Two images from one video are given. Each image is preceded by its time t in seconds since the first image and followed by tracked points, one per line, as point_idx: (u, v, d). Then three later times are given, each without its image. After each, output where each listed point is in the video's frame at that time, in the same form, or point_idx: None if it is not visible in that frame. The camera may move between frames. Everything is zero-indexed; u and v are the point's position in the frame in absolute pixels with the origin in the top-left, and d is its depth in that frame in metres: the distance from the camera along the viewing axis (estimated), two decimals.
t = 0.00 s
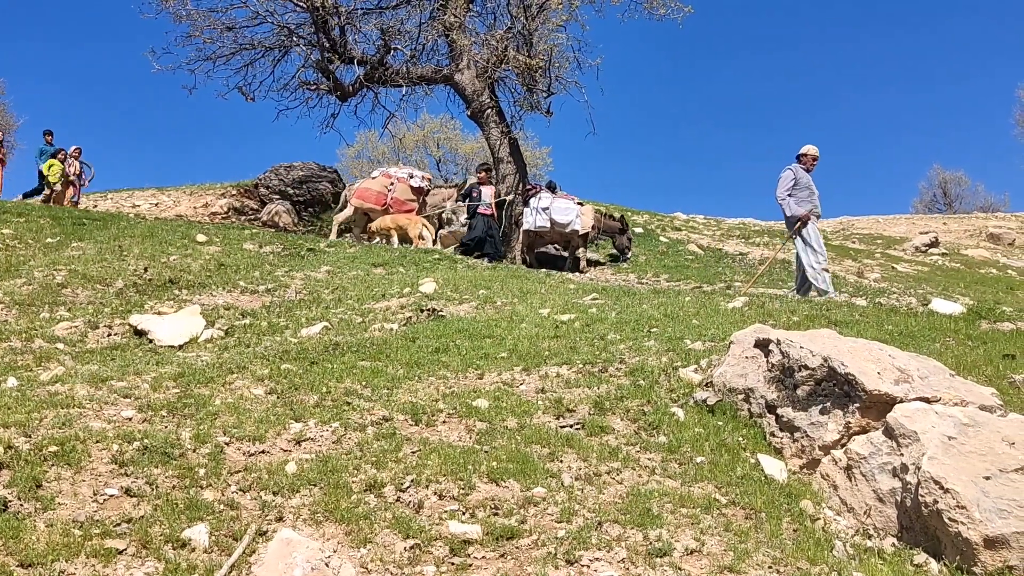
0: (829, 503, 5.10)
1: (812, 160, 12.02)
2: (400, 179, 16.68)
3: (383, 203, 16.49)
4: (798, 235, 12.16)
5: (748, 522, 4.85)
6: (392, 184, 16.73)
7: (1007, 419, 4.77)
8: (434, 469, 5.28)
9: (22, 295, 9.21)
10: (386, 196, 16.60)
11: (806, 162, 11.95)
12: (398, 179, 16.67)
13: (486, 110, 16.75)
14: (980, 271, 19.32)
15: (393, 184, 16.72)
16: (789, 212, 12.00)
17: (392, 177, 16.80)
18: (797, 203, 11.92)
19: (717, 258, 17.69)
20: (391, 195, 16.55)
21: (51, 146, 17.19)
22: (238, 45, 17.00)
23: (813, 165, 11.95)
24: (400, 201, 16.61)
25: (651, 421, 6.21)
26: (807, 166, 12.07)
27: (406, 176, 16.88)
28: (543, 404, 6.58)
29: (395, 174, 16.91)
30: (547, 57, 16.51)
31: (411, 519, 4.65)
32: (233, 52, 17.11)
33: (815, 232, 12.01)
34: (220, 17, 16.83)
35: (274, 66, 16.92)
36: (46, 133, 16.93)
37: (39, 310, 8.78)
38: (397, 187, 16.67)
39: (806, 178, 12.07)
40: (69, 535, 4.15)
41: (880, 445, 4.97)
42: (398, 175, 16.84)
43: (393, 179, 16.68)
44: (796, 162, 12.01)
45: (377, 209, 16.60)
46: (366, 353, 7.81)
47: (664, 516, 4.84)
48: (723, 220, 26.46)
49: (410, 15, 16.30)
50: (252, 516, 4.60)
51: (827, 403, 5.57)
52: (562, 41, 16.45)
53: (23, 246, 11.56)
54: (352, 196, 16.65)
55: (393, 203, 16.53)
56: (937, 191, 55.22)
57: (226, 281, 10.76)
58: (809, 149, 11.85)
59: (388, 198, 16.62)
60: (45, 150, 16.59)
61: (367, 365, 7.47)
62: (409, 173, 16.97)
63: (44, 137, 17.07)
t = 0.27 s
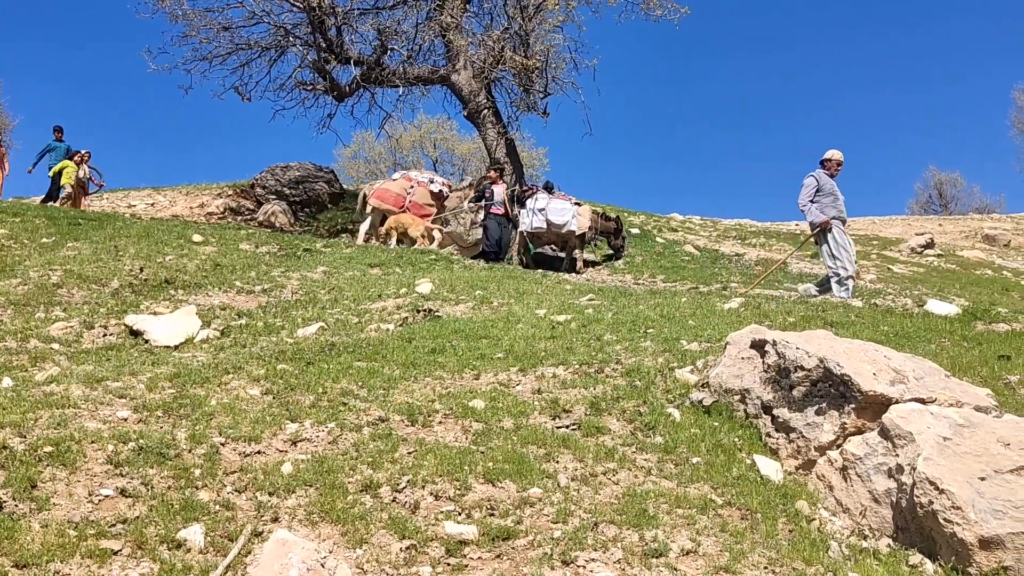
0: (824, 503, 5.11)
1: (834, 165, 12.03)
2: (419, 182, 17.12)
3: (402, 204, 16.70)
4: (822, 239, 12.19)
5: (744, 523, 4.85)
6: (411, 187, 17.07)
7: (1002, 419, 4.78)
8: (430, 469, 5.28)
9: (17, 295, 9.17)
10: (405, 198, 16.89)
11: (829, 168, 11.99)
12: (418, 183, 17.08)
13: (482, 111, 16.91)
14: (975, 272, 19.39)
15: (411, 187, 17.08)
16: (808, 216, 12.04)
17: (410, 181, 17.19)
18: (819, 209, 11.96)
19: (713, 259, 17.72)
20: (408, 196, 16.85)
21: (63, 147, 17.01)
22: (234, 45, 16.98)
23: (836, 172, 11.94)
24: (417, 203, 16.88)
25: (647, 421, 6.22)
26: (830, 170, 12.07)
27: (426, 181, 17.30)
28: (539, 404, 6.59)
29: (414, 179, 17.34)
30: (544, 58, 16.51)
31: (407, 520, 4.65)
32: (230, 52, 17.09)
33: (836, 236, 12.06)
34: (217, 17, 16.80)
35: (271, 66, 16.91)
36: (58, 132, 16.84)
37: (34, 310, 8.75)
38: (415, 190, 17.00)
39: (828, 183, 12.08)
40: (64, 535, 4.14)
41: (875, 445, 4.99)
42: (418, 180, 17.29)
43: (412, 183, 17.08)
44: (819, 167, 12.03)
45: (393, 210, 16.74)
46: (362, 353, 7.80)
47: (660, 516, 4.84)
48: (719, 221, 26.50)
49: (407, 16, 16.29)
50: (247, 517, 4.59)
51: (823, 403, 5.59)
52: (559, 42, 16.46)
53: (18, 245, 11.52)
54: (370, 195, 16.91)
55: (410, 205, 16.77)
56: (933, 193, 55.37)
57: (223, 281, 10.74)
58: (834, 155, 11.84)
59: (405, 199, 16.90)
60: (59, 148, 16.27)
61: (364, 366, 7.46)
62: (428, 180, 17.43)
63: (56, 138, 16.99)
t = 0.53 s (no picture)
0: (821, 504, 5.12)
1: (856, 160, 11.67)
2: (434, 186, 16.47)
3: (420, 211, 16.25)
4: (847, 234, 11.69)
5: (740, 523, 4.86)
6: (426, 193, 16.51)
7: (998, 420, 4.80)
8: (426, 470, 5.27)
9: (12, 295, 9.14)
10: (421, 205, 16.38)
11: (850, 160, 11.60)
12: (433, 187, 16.46)
13: (479, 112, 16.91)
14: (972, 273, 19.43)
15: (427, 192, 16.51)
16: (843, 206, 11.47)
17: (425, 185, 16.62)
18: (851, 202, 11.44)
19: (710, 259, 17.74)
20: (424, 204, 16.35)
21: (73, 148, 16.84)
22: (231, 45, 16.96)
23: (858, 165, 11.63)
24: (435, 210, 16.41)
25: (643, 422, 6.22)
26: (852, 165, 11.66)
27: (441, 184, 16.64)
28: (535, 404, 6.59)
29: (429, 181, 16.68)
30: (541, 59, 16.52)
31: (403, 520, 4.64)
32: (226, 52, 17.06)
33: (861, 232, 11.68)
34: (214, 17, 16.78)
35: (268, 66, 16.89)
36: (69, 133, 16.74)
37: (30, 310, 8.72)
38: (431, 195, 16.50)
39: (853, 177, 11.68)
40: (60, 536, 4.13)
41: (871, 446, 4.99)
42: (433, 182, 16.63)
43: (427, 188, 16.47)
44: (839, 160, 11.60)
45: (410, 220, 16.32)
46: (358, 354, 7.79)
47: (657, 517, 4.85)
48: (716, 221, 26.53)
49: (404, 16, 16.28)
50: (243, 517, 4.58)
51: (819, 404, 5.60)
52: (556, 42, 16.46)
53: (14, 245, 11.48)
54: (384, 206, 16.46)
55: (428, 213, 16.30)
56: (929, 195, 55.50)
57: (219, 281, 10.71)
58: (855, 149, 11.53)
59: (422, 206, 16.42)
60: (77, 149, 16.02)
61: (360, 366, 7.45)
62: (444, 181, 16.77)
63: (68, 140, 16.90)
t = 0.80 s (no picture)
0: (817, 504, 5.13)
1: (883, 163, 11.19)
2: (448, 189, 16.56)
3: (433, 213, 16.27)
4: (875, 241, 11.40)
5: (737, 524, 4.87)
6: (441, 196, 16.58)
7: (994, 420, 4.81)
8: (423, 471, 5.27)
9: (9, 295, 9.12)
10: (436, 208, 16.43)
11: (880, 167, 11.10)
12: (448, 191, 16.51)
13: (477, 112, 16.92)
14: (968, 274, 19.48)
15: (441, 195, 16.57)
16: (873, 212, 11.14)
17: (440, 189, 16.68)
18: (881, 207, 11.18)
19: (707, 260, 17.76)
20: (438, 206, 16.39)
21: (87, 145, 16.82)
22: (228, 45, 16.94)
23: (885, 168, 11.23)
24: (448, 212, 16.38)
25: (640, 422, 6.23)
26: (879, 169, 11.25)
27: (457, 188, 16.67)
28: (533, 405, 6.59)
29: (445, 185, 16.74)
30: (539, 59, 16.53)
31: (400, 521, 4.64)
32: (223, 52, 17.04)
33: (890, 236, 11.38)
34: (211, 17, 16.76)
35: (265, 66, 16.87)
36: (80, 129, 16.71)
37: (26, 310, 8.70)
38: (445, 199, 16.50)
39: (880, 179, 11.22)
40: (57, 536, 4.12)
41: (868, 446, 5.00)
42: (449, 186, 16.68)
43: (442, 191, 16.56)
44: (868, 166, 11.13)
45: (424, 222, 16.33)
46: (356, 354, 7.79)
47: (654, 517, 4.85)
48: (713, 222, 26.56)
49: (401, 16, 16.27)
50: (240, 518, 4.57)
51: (816, 405, 5.61)
52: (554, 43, 16.46)
53: (10, 245, 11.46)
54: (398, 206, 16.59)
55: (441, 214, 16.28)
56: (925, 195, 55.63)
57: (216, 282, 10.70)
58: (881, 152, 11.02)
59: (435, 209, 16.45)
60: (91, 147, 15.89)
61: (357, 366, 7.45)
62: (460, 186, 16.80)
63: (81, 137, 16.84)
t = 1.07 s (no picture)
0: (815, 504, 5.14)
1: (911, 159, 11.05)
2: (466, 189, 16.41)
3: (451, 215, 16.14)
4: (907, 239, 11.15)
5: (735, 524, 4.87)
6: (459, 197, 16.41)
7: (991, 421, 4.82)
8: (421, 471, 5.27)
9: (6, 295, 9.10)
10: (453, 209, 16.28)
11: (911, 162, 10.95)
12: (466, 192, 16.36)
13: (475, 112, 16.93)
14: (965, 274, 19.51)
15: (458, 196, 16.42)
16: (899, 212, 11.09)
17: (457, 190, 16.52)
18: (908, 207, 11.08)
19: (705, 260, 17.78)
20: (455, 207, 16.24)
21: (101, 147, 16.85)
22: (226, 45, 16.93)
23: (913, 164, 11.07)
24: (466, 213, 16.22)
25: (638, 423, 6.23)
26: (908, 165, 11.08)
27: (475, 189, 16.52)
28: (530, 405, 6.60)
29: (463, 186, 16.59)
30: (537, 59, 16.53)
31: (398, 521, 4.64)
32: (221, 52, 17.03)
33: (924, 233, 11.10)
34: (208, 17, 16.74)
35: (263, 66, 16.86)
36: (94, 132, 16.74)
37: (23, 310, 8.68)
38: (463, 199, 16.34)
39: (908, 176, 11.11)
40: (54, 536, 4.12)
41: (865, 447, 5.01)
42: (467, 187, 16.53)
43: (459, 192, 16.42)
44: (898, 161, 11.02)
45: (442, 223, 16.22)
46: (354, 354, 7.78)
47: (651, 518, 4.85)
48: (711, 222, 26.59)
49: (399, 16, 16.26)
50: (237, 518, 4.56)
51: (814, 405, 5.62)
52: (552, 43, 16.46)
53: (7, 245, 11.43)
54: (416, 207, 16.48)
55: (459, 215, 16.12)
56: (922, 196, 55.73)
57: (213, 282, 10.67)
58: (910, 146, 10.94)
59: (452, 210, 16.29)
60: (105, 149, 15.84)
61: (355, 367, 7.44)
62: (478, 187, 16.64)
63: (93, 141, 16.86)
